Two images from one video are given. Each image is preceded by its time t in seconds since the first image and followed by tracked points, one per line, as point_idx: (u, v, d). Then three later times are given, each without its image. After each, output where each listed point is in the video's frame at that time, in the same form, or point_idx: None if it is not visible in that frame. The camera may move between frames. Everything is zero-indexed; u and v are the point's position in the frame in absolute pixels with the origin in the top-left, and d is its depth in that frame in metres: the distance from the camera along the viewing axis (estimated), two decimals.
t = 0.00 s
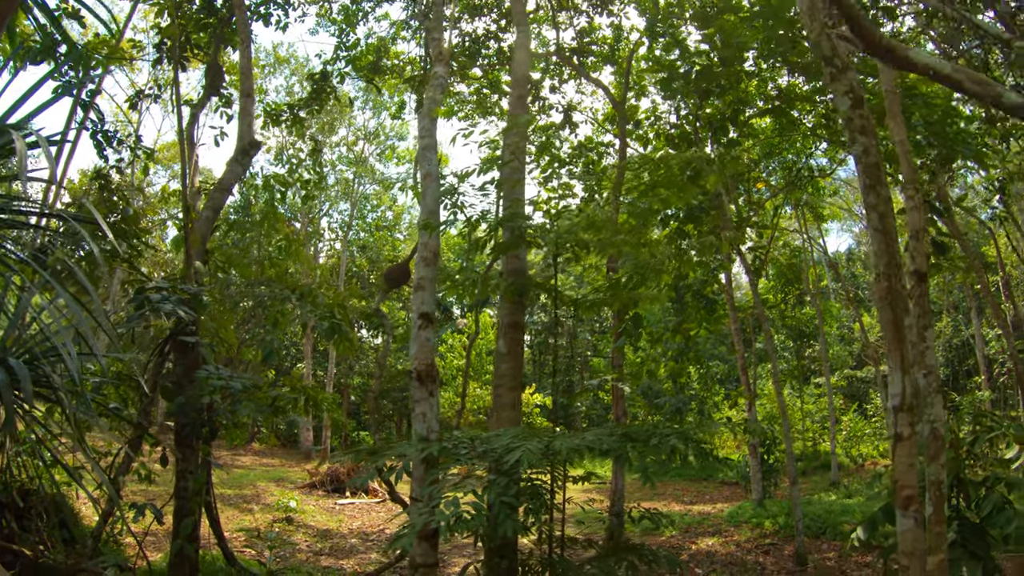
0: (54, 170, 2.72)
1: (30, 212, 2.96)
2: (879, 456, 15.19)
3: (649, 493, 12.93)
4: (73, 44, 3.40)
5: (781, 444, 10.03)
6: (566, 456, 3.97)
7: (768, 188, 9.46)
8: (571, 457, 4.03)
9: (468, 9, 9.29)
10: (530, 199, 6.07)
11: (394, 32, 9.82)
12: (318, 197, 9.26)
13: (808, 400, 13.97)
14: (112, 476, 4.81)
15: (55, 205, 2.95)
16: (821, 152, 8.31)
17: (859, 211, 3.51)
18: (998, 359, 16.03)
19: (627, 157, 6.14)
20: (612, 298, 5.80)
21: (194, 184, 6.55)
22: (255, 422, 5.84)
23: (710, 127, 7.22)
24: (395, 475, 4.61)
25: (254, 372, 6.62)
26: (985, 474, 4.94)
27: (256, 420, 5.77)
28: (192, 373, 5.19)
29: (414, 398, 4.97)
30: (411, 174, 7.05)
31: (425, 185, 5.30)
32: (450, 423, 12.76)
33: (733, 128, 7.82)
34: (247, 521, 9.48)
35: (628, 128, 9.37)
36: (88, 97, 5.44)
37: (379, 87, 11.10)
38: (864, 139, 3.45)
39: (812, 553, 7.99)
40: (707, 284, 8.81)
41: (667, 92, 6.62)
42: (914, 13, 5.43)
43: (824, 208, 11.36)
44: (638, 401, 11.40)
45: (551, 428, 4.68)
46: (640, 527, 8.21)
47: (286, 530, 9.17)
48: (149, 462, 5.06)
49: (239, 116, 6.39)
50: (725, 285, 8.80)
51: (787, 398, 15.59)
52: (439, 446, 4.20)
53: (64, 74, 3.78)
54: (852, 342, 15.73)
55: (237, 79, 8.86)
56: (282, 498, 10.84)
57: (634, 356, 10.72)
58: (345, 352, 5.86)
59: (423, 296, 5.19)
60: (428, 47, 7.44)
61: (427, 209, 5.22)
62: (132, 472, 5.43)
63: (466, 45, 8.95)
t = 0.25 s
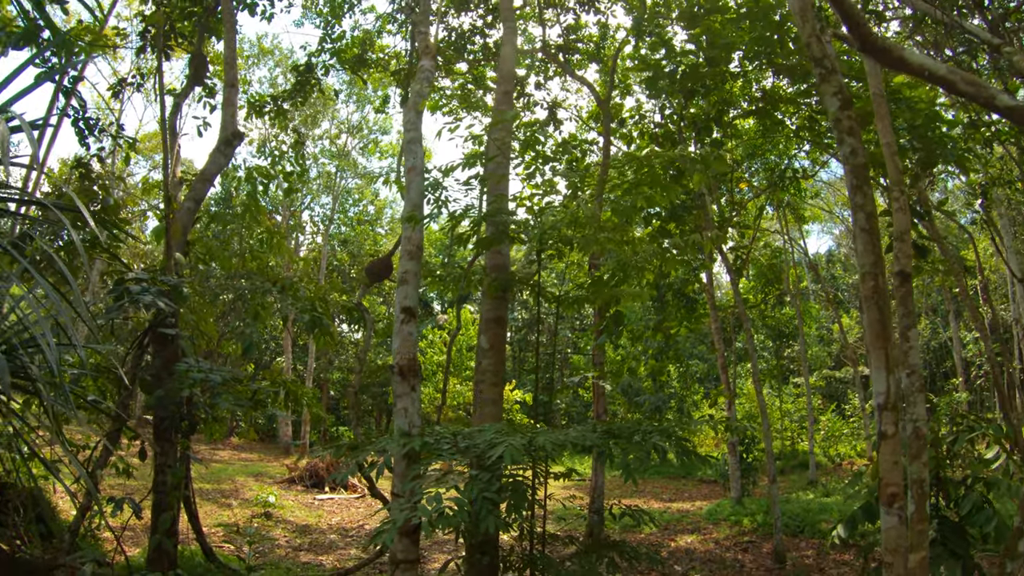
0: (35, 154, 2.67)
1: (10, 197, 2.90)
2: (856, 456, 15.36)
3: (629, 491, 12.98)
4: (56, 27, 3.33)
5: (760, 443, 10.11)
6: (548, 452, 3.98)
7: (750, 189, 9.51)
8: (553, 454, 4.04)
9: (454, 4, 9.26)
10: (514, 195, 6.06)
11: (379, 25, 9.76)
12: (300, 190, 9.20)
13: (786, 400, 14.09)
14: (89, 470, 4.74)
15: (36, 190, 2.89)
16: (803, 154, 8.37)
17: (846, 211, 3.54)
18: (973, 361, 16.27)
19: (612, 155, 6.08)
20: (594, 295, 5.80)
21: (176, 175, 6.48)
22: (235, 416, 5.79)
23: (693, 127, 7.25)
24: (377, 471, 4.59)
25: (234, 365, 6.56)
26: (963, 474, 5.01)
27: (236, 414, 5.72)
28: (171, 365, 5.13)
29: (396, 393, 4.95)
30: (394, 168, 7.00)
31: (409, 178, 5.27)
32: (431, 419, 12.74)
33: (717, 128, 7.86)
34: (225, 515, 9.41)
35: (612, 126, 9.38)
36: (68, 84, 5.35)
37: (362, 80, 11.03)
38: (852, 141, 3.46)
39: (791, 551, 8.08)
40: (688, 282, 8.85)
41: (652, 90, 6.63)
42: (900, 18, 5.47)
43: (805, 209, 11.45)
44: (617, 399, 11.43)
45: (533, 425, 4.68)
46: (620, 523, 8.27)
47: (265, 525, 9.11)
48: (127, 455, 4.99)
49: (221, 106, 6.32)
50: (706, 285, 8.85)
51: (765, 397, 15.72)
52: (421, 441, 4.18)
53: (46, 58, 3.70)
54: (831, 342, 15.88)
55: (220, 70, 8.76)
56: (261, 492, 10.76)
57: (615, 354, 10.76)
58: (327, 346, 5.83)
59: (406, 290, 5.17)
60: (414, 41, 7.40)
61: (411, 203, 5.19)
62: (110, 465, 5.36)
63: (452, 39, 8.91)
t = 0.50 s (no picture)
0: None
1: None
2: (823, 451, 15.59)
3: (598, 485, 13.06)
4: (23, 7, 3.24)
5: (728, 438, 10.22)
6: (516, 446, 3.98)
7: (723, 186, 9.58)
8: (520, 448, 4.05)
9: None
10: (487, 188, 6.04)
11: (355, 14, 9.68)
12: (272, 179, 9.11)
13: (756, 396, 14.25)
14: (53, 461, 4.66)
15: None
16: (776, 153, 8.44)
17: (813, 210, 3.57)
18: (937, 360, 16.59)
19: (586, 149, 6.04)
20: (564, 289, 5.81)
21: (146, 162, 6.37)
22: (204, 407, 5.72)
23: (668, 124, 7.27)
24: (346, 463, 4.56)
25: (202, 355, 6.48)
26: (926, 471, 5.11)
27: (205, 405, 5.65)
28: (138, 355, 5.05)
29: (364, 385, 4.92)
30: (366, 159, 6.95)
31: (380, 169, 5.24)
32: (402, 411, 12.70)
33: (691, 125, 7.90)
34: (193, 508, 9.31)
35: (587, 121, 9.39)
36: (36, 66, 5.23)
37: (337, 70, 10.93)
38: (822, 141, 3.49)
39: (757, 544, 8.18)
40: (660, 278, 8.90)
41: (627, 86, 6.65)
42: (873, 20, 5.53)
43: (777, 207, 11.56)
44: (588, 393, 11.49)
45: (501, 418, 4.68)
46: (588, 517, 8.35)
47: (233, 517, 9.03)
48: (93, 447, 4.91)
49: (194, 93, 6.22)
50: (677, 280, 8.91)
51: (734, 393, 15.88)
52: (389, 434, 4.16)
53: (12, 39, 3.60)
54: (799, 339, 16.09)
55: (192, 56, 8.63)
56: (230, 484, 10.67)
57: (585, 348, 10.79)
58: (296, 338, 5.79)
59: (375, 281, 5.13)
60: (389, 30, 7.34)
61: (382, 194, 5.16)
62: (75, 457, 5.27)
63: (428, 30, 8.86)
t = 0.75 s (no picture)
0: None
1: None
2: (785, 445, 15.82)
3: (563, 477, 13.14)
4: None
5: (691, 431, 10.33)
6: (473, 435, 3.99)
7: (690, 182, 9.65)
8: (477, 437, 4.06)
9: None
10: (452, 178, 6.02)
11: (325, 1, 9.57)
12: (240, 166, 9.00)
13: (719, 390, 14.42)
14: (10, 450, 4.57)
15: None
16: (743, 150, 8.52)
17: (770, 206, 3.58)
18: (898, 356, 16.91)
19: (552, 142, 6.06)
20: (528, 282, 5.80)
21: (109, 147, 6.25)
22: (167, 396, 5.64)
23: (636, 119, 7.30)
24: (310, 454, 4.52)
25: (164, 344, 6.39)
26: (883, 466, 5.20)
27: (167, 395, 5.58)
28: (100, 343, 4.96)
29: (324, 374, 4.89)
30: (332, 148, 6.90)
31: (344, 158, 5.20)
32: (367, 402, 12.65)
33: (660, 121, 7.94)
34: (154, 498, 9.19)
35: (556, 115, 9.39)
36: None
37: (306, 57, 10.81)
38: (779, 137, 3.52)
39: (719, 536, 8.30)
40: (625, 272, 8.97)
41: (597, 81, 6.67)
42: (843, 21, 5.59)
43: (744, 204, 11.68)
44: (553, 385, 11.54)
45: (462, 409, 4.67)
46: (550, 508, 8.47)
47: (196, 509, 8.93)
48: (52, 436, 4.82)
49: (160, 77, 6.11)
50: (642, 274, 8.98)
51: (700, 387, 16.06)
52: (349, 423, 4.14)
53: None
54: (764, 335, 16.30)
55: (159, 39, 8.47)
56: (193, 475, 10.54)
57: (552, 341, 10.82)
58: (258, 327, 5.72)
59: (336, 271, 5.10)
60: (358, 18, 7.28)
61: (345, 182, 5.12)
62: (32, 446, 5.17)
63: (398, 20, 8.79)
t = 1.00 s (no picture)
0: None
1: None
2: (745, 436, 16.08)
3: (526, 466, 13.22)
4: None
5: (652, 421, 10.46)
6: (429, 419, 4.01)
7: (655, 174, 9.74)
8: (432, 422, 4.08)
9: None
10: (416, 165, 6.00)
11: None
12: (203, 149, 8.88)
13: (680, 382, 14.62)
14: None
15: None
16: (707, 144, 8.62)
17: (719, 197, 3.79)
18: (854, 350, 17.30)
19: (518, 132, 6.40)
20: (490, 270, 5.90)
21: (71, 127, 6.14)
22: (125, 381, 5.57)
23: (602, 110, 7.33)
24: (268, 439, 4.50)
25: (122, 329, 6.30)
26: (833, 455, 5.32)
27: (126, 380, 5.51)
28: (58, 327, 4.88)
29: (282, 359, 4.88)
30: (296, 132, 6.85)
31: (307, 142, 5.16)
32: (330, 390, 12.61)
33: (626, 113, 7.99)
34: (113, 486, 9.07)
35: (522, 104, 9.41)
36: None
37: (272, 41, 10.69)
38: (731, 133, 3.70)
39: (677, 524, 8.44)
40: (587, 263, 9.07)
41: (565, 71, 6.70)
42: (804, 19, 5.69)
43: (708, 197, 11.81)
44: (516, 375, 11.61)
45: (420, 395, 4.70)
46: (509, 495, 8.65)
47: (155, 496, 8.84)
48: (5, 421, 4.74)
49: (123, 58, 6.01)
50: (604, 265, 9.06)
51: (661, 378, 16.25)
52: (307, 408, 4.12)
53: None
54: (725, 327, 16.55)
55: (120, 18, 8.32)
56: (154, 463, 10.43)
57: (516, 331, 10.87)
58: (218, 310, 5.68)
59: (296, 255, 5.06)
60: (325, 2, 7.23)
61: (307, 167, 5.08)
62: None
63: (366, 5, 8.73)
